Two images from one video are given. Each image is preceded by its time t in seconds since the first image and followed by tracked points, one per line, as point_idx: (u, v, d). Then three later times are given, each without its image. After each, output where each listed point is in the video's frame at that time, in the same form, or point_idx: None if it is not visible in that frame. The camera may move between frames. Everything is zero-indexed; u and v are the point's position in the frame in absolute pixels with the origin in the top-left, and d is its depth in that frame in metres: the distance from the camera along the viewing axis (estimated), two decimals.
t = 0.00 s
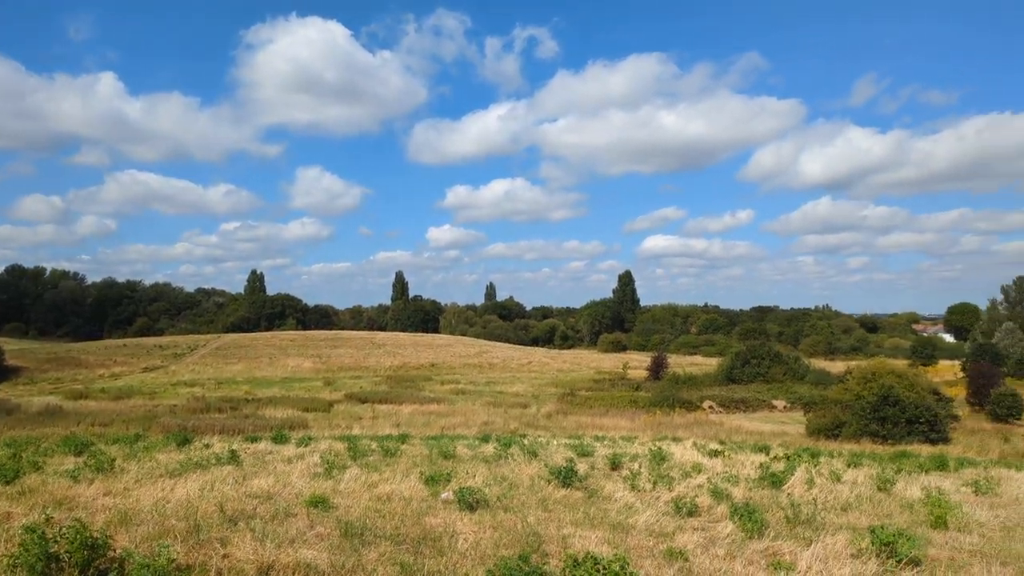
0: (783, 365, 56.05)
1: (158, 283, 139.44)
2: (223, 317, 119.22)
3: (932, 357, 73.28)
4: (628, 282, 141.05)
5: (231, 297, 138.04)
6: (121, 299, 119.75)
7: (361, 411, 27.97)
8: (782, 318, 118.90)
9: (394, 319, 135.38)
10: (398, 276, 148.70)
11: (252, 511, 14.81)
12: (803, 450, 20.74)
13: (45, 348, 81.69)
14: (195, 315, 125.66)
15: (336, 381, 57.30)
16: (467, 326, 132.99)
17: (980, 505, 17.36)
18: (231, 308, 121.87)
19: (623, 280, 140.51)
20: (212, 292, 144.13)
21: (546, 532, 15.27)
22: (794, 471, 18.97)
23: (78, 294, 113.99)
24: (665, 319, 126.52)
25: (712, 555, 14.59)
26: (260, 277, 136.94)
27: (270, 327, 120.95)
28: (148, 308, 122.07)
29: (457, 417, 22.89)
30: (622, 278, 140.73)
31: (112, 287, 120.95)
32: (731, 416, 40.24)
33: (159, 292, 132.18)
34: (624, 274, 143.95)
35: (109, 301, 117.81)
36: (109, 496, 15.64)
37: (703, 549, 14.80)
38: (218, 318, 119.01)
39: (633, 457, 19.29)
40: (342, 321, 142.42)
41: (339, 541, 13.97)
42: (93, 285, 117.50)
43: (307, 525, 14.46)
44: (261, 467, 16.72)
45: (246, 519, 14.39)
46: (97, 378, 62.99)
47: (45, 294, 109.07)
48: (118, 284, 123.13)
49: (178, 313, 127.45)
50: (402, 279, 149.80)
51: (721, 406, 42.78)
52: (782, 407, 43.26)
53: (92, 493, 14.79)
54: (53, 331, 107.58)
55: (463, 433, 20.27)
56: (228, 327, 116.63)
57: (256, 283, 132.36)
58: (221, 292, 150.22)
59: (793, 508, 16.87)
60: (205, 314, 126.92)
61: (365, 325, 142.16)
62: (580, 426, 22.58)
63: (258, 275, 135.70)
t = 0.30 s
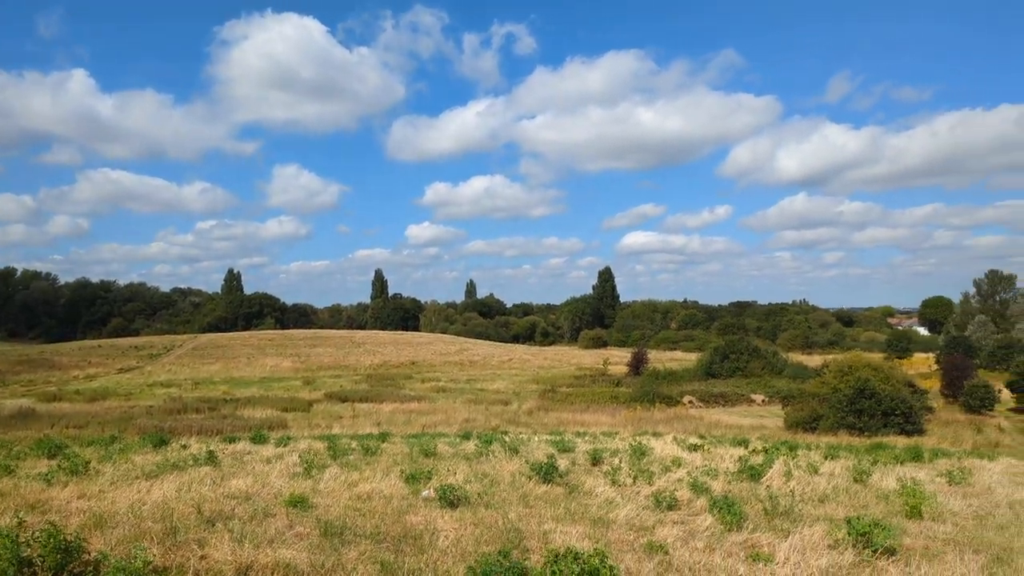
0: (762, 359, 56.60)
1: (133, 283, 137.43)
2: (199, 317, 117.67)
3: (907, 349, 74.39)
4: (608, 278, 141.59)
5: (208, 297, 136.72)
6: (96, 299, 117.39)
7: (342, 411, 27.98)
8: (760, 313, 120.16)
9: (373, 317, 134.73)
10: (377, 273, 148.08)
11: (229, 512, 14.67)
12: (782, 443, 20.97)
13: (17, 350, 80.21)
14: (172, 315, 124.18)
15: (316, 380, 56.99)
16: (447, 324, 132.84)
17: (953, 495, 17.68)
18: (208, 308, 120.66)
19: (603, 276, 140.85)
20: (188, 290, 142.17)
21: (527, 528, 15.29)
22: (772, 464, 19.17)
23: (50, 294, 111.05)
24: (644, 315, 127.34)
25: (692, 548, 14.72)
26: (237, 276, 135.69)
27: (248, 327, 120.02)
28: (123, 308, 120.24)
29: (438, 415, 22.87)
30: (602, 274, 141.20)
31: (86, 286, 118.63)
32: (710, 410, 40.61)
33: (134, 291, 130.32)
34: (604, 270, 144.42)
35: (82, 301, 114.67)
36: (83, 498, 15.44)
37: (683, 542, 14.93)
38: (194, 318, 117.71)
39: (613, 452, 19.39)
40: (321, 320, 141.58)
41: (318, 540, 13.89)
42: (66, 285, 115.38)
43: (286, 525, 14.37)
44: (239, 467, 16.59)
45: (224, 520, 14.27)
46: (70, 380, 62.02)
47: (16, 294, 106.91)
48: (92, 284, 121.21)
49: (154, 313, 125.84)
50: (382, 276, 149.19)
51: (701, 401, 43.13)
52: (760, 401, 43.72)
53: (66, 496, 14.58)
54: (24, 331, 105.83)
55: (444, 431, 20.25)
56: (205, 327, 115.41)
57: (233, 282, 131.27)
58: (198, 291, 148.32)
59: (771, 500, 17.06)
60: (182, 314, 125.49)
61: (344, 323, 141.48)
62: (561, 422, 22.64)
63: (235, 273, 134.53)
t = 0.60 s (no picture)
0: (739, 354, 57.11)
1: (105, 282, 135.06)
2: (174, 317, 115.86)
3: (880, 344, 75.61)
4: (587, 275, 142.15)
5: (183, 296, 134.99)
6: (67, 299, 114.57)
7: (320, 409, 27.83)
8: (737, 308, 121.53)
9: (351, 315, 133.98)
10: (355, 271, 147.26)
11: (205, 513, 14.53)
12: (758, 437, 21.18)
13: None
14: (145, 315, 122.36)
15: (293, 380, 56.55)
16: (427, 322, 132.56)
17: (926, 486, 17.97)
18: (182, 307, 119.15)
19: (582, 274, 141.21)
20: (162, 289, 140.04)
21: (506, 525, 15.31)
22: (749, 458, 19.37)
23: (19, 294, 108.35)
24: (623, 312, 128.19)
25: (670, 541, 14.83)
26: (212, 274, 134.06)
27: (224, 326, 118.81)
28: (95, 308, 118.18)
29: (418, 413, 22.80)
30: (581, 271, 141.63)
31: (57, 286, 116.11)
32: (688, 405, 40.90)
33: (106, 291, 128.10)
34: (583, 267, 144.84)
35: (54, 301, 111.99)
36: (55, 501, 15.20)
37: (661, 536, 15.05)
38: (168, 318, 116.10)
39: (593, 448, 19.47)
40: (298, 319, 140.45)
41: (296, 540, 13.79)
42: (36, 285, 112.97)
43: (263, 525, 14.26)
44: (216, 467, 16.43)
45: (200, 521, 14.12)
46: (41, 381, 60.86)
47: None
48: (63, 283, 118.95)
49: (127, 313, 123.86)
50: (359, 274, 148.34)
51: (679, 396, 43.42)
52: (738, 396, 44.13)
53: (37, 499, 14.33)
54: None
55: (424, 428, 20.21)
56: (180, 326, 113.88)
57: (208, 280, 129.83)
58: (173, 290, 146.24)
59: (748, 493, 17.23)
60: (156, 314, 123.72)
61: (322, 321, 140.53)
62: (541, 419, 22.68)
63: (210, 272, 132.96)
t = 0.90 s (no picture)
0: (714, 353, 57.64)
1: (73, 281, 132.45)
2: (144, 316, 113.98)
3: (852, 342, 76.85)
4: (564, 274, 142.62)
5: (154, 295, 132.97)
6: (34, 297, 112.50)
7: (294, 409, 27.61)
8: (712, 307, 122.85)
9: (326, 313, 133.07)
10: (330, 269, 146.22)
11: (175, 515, 14.33)
12: (732, 435, 21.40)
13: None
14: (116, 314, 120.20)
15: (267, 379, 55.98)
16: (403, 320, 132.07)
17: (895, 482, 18.28)
18: (154, 306, 117.36)
19: (559, 272, 141.62)
20: (132, 287, 137.62)
21: (481, 523, 15.30)
22: (722, 455, 19.56)
23: None
24: (600, 311, 128.91)
25: (644, 539, 14.93)
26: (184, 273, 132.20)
27: (197, 325, 117.38)
28: (64, 306, 115.89)
29: (394, 412, 22.70)
30: (558, 270, 142.00)
31: (23, 284, 113.79)
32: (664, 403, 41.20)
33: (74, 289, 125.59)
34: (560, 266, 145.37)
35: (19, 299, 110.06)
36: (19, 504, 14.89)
37: (635, 533, 15.13)
38: (139, 317, 114.21)
39: (568, 447, 19.53)
40: (273, 317, 139.03)
41: (268, 541, 13.67)
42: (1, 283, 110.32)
43: (234, 526, 14.11)
44: (186, 468, 16.23)
45: (170, 522, 13.92)
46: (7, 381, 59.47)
47: None
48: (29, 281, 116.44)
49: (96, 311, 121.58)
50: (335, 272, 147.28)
51: (655, 394, 43.73)
52: (712, 394, 44.56)
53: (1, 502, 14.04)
54: None
55: (399, 428, 20.13)
56: (151, 325, 112.09)
57: (181, 278, 128.09)
58: (143, 288, 143.77)
59: (722, 490, 17.39)
60: (126, 313, 121.59)
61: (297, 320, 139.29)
62: (517, 418, 22.70)
63: (182, 270, 131.12)
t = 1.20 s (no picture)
0: (685, 350, 58.23)
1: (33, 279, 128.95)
2: (108, 315, 111.47)
3: (819, 340, 78.26)
4: (536, 272, 143.01)
5: (119, 293, 130.26)
6: None
7: (264, 409, 27.30)
8: (683, 305, 124.26)
9: (297, 313, 131.79)
10: (300, 267, 144.82)
11: (141, 516, 14.08)
12: (703, 432, 21.63)
13: None
14: (79, 312, 117.44)
15: (237, 379, 55.24)
16: (375, 318, 131.39)
17: (860, 476, 18.64)
18: (118, 304, 115.00)
19: (532, 270, 141.90)
20: (95, 285, 134.42)
21: (453, 522, 15.28)
22: (693, 451, 19.77)
23: None
24: (573, 309, 129.72)
25: (615, 534, 15.04)
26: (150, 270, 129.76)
27: (163, 324, 115.43)
28: (24, 305, 112.89)
29: (366, 411, 22.57)
30: (531, 268, 142.30)
31: None
32: (635, 401, 41.51)
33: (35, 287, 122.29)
34: (533, 263, 145.67)
35: None
36: None
37: (606, 529, 15.23)
38: (103, 316, 111.75)
39: (540, 444, 19.59)
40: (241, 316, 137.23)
41: (235, 542, 13.48)
42: None
43: (201, 527, 13.91)
44: (152, 469, 15.98)
45: (135, 524, 13.67)
46: None
47: None
48: None
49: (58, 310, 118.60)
50: (305, 270, 145.81)
51: (627, 392, 44.04)
52: (683, 391, 45.04)
53: None
54: None
55: (371, 427, 20.02)
56: (116, 324, 109.78)
57: (147, 276, 125.85)
58: (107, 287, 140.62)
59: (692, 486, 17.58)
60: (90, 311, 118.84)
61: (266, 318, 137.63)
62: (490, 416, 22.71)
63: (147, 268, 128.73)
